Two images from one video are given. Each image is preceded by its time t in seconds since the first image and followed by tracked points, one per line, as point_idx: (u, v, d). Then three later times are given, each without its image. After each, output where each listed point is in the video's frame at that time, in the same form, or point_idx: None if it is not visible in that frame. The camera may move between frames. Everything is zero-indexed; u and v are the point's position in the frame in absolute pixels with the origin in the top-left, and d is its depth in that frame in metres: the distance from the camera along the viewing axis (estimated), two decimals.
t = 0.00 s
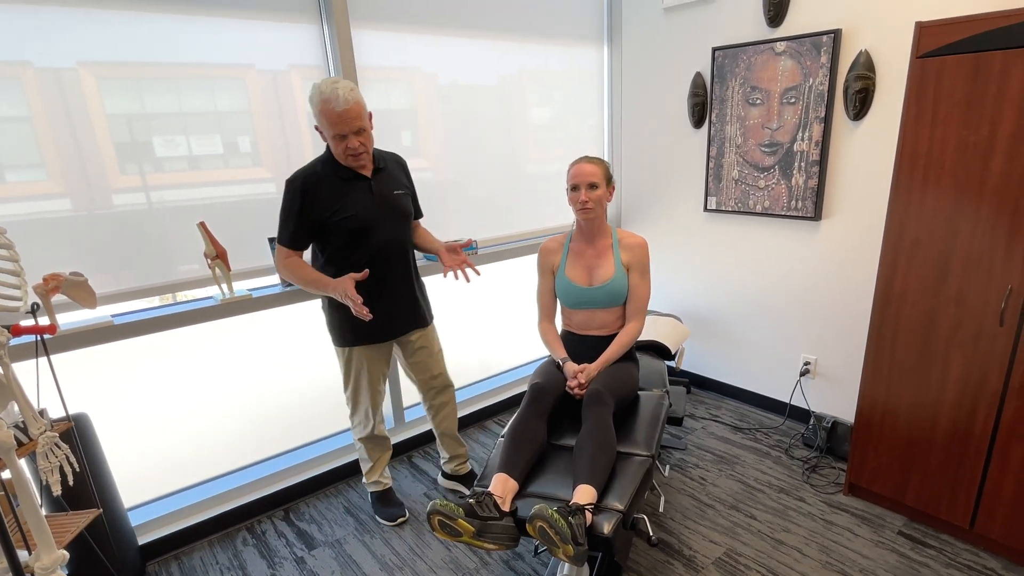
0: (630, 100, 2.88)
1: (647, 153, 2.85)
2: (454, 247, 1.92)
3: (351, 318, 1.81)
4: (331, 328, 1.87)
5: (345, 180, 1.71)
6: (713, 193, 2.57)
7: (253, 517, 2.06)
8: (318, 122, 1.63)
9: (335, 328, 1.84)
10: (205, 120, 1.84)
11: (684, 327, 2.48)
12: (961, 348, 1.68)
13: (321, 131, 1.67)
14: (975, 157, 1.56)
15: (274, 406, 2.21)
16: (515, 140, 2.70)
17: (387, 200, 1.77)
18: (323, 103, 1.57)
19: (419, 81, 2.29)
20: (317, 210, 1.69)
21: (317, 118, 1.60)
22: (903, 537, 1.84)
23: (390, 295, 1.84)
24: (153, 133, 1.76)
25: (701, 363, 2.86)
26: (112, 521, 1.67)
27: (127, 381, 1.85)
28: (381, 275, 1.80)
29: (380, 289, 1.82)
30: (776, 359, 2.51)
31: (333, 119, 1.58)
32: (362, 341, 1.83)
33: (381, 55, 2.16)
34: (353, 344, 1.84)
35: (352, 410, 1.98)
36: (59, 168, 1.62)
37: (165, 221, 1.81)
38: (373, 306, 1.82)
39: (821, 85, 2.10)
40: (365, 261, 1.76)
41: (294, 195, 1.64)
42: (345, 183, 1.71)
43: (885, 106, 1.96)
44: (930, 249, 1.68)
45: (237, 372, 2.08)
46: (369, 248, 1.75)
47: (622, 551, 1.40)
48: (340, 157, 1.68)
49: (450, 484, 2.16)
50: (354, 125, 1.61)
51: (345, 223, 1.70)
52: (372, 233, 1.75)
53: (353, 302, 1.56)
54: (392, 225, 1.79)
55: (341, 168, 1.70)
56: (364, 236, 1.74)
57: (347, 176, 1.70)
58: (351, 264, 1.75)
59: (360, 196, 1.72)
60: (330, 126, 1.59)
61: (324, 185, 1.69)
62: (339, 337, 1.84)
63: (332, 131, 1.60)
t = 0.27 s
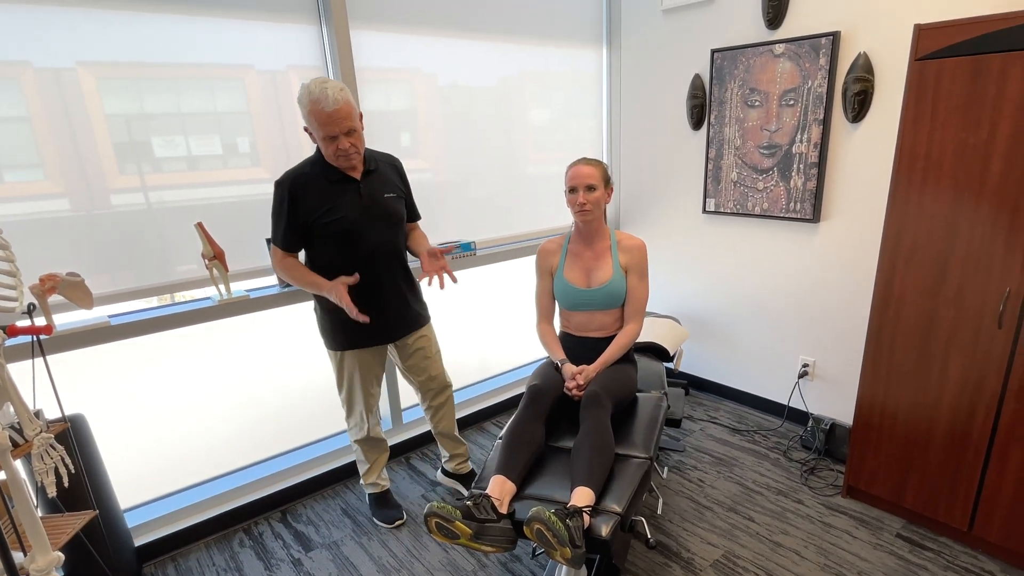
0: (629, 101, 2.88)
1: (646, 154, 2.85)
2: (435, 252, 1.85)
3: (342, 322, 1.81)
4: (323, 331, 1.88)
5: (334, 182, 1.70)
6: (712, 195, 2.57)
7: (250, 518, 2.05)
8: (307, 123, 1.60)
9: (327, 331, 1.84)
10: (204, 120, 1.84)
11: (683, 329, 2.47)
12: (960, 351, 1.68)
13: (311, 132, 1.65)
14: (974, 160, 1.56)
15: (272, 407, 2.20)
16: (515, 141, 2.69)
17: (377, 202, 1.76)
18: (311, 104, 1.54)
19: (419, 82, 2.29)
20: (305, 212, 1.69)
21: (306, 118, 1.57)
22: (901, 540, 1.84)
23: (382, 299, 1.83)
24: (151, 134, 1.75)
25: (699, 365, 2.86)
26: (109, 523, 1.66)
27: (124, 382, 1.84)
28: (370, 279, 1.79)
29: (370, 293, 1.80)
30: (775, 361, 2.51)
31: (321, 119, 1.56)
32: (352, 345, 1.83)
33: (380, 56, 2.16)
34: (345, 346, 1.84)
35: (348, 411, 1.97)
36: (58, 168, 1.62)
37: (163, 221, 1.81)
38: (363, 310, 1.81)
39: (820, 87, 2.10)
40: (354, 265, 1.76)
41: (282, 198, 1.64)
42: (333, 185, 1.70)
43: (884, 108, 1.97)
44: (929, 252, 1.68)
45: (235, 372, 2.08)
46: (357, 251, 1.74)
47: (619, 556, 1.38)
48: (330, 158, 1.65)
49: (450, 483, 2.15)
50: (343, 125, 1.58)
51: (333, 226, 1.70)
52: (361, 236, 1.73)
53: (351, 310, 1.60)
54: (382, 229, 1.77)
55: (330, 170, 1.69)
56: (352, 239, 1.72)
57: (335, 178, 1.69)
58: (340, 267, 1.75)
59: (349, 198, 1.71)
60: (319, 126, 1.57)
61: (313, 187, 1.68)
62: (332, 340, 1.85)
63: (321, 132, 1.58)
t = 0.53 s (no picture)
0: (629, 103, 2.88)
1: (645, 156, 2.85)
2: (428, 260, 1.76)
3: (335, 322, 1.80)
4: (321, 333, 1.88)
5: (326, 180, 1.70)
6: (711, 196, 2.57)
7: (248, 519, 2.05)
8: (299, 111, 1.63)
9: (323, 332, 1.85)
10: (203, 120, 1.83)
11: (682, 330, 2.47)
12: (959, 352, 1.68)
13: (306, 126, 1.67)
14: (973, 162, 1.56)
15: (270, 408, 2.19)
16: (514, 142, 2.69)
17: (370, 202, 1.74)
18: (302, 90, 1.57)
19: (418, 83, 2.29)
20: (297, 211, 1.69)
21: (298, 105, 1.60)
22: (900, 542, 1.84)
23: (375, 299, 1.82)
24: (150, 134, 1.75)
25: (698, 366, 2.86)
26: (106, 524, 1.66)
27: (121, 382, 1.84)
28: (363, 279, 1.78)
29: (362, 293, 1.79)
30: (774, 362, 2.51)
31: (310, 100, 1.57)
32: (346, 346, 1.82)
33: (380, 57, 2.15)
34: (337, 347, 1.83)
35: (346, 412, 1.97)
36: (56, 168, 1.61)
37: (162, 221, 1.80)
38: (356, 311, 1.80)
39: (819, 89, 2.10)
40: (345, 265, 1.75)
41: (274, 197, 1.66)
42: (324, 185, 1.70)
43: (883, 110, 1.97)
44: (927, 253, 1.68)
45: (233, 373, 2.07)
46: (348, 250, 1.73)
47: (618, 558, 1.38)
48: (318, 145, 1.64)
49: (450, 482, 2.13)
50: (330, 107, 1.59)
51: (324, 225, 1.69)
52: (352, 235, 1.72)
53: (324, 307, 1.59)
54: (375, 228, 1.76)
55: (322, 169, 1.69)
56: (342, 239, 1.72)
57: (328, 177, 1.69)
58: (331, 267, 1.74)
59: (341, 198, 1.70)
60: (308, 110, 1.59)
61: (305, 187, 1.68)
62: (328, 341, 1.85)
63: (309, 114, 1.59)
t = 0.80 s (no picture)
0: (628, 104, 2.88)
1: (644, 157, 2.86)
2: (423, 263, 1.74)
3: (332, 322, 1.80)
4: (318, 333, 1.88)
5: (323, 179, 1.70)
6: (710, 197, 2.57)
7: (246, 520, 2.04)
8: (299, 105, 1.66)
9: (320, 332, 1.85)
10: (201, 120, 1.83)
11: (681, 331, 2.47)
12: (958, 354, 1.68)
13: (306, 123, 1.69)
14: (972, 164, 1.56)
15: (268, 409, 2.19)
16: (513, 143, 2.69)
17: (366, 202, 1.74)
18: (302, 85, 1.60)
19: (417, 83, 2.29)
20: (293, 210, 1.69)
21: (297, 99, 1.62)
22: (899, 543, 1.84)
23: (371, 300, 1.81)
24: (148, 134, 1.74)
25: (697, 367, 2.86)
26: (103, 525, 1.65)
27: (119, 382, 1.83)
28: (358, 279, 1.77)
29: (358, 293, 1.79)
30: (773, 363, 2.51)
31: (306, 93, 1.59)
32: (342, 347, 1.82)
33: (379, 57, 2.15)
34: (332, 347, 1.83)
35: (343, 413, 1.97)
36: (54, 168, 1.61)
37: (160, 221, 1.80)
38: (352, 311, 1.80)
39: (819, 90, 2.10)
40: (340, 264, 1.74)
41: (271, 195, 1.66)
42: (321, 184, 1.69)
43: (883, 111, 1.97)
44: (927, 254, 1.68)
45: (231, 374, 2.07)
46: (344, 250, 1.73)
47: (617, 559, 1.38)
48: (314, 138, 1.64)
49: (450, 483, 2.13)
50: (325, 100, 1.60)
51: (319, 224, 1.69)
52: (347, 235, 1.72)
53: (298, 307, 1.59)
54: (371, 228, 1.75)
55: (319, 168, 1.69)
56: (338, 238, 1.71)
57: (324, 175, 1.69)
58: (326, 266, 1.74)
59: (336, 197, 1.70)
60: (306, 102, 1.60)
61: (302, 185, 1.68)
62: (324, 342, 1.85)
63: (306, 106, 1.61)
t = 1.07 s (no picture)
0: (627, 104, 2.88)
1: (644, 157, 2.85)
2: (431, 263, 1.77)
3: (331, 323, 1.79)
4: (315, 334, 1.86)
5: (322, 177, 1.69)
6: (709, 197, 2.57)
7: (244, 521, 2.03)
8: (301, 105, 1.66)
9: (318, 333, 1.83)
10: (200, 120, 1.82)
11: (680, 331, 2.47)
12: (958, 354, 1.68)
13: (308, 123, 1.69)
14: (972, 164, 1.56)
15: (267, 409, 2.18)
16: (512, 143, 2.69)
17: (365, 201, 1.74)
18: (304, 84, 1.60)
19: (416, 84, 2.28)
20: (291, 209, 1.67)
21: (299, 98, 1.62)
22: (899, 544, 1.84)
23: (371, 299, 1.81)
24: (146, 133, 1.74)
25: (696, 368, 2.86)
26: (101, 525, 1.64)
27: (117, 382, 1.82)
28: (358, 279, 1.77)
29: (357, 293, 1.79)
30: (772, 364, 2.51)
31: (308, 92, 1.59)
32: (341, 347, 1.81)
33: (378, 57, 2.15)
34: (329, 347, 1.82)
35: (342, 414, 1.96)
36: (52, 168, 1.60)
37: (158, 221, 1.79)
38: (352, 311, 1.79)
39: (818, 90, 2.10)
40: (338, 264, 1.73)
41: (269, 193, 1.65)
42: (319, 182, 1.69)
43: (883, 111, 1.97)
44: (926, 254, 1.68)
45: (229, 374, 2.06)
46: (343, 249, 1.72)
47: (617, 560, 1.38)
48: (314, 138, 1.64)
49: (449, 484, 2.12)
50: (326, 100, 1.59)
51: (318, 223, 1.68)
52: (347, 234, 1.71)
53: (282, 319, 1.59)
54: (370, 227, 1.75)
55: (317, 166, 1.69)
56: (337, 237, 1.70)
57: (323, 174, 1.69)
58: (325, 266, 1.73)
59: (335, 196, 1.70)
60: (307, 102, 1.60)
61: (300, 183, 1.67)
62: (322, 342, 1.83)
63: (307, 106, 1.60)
